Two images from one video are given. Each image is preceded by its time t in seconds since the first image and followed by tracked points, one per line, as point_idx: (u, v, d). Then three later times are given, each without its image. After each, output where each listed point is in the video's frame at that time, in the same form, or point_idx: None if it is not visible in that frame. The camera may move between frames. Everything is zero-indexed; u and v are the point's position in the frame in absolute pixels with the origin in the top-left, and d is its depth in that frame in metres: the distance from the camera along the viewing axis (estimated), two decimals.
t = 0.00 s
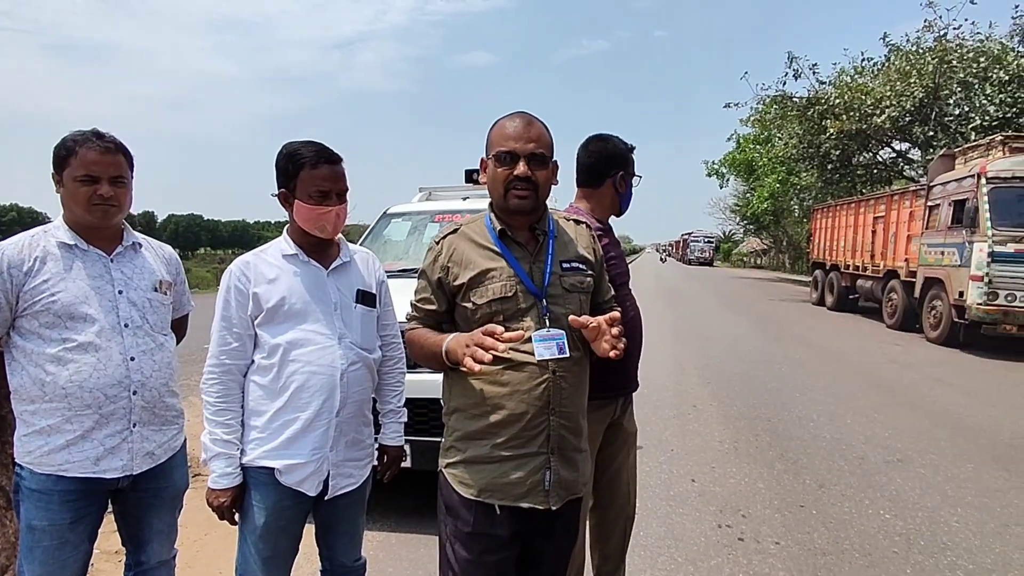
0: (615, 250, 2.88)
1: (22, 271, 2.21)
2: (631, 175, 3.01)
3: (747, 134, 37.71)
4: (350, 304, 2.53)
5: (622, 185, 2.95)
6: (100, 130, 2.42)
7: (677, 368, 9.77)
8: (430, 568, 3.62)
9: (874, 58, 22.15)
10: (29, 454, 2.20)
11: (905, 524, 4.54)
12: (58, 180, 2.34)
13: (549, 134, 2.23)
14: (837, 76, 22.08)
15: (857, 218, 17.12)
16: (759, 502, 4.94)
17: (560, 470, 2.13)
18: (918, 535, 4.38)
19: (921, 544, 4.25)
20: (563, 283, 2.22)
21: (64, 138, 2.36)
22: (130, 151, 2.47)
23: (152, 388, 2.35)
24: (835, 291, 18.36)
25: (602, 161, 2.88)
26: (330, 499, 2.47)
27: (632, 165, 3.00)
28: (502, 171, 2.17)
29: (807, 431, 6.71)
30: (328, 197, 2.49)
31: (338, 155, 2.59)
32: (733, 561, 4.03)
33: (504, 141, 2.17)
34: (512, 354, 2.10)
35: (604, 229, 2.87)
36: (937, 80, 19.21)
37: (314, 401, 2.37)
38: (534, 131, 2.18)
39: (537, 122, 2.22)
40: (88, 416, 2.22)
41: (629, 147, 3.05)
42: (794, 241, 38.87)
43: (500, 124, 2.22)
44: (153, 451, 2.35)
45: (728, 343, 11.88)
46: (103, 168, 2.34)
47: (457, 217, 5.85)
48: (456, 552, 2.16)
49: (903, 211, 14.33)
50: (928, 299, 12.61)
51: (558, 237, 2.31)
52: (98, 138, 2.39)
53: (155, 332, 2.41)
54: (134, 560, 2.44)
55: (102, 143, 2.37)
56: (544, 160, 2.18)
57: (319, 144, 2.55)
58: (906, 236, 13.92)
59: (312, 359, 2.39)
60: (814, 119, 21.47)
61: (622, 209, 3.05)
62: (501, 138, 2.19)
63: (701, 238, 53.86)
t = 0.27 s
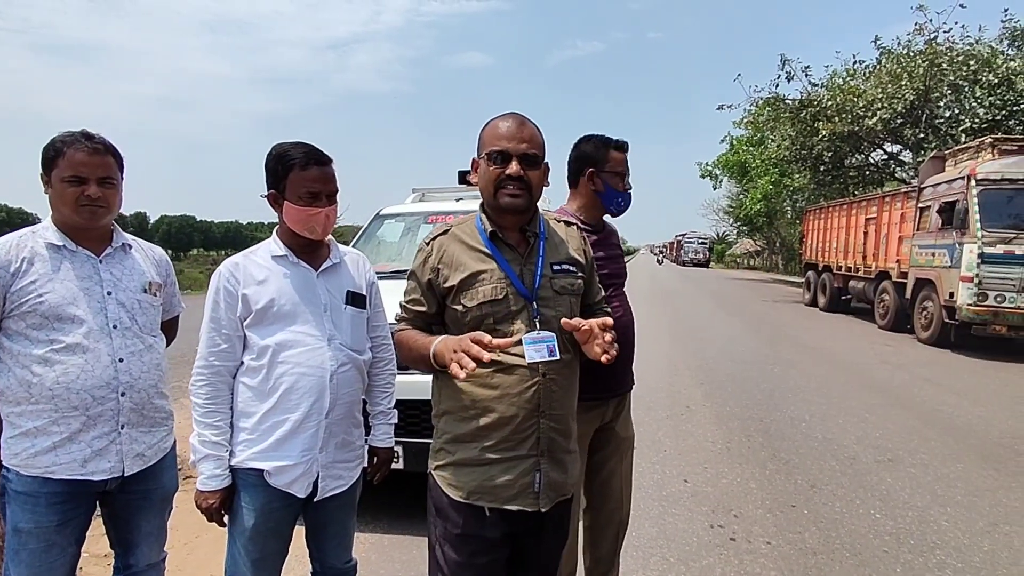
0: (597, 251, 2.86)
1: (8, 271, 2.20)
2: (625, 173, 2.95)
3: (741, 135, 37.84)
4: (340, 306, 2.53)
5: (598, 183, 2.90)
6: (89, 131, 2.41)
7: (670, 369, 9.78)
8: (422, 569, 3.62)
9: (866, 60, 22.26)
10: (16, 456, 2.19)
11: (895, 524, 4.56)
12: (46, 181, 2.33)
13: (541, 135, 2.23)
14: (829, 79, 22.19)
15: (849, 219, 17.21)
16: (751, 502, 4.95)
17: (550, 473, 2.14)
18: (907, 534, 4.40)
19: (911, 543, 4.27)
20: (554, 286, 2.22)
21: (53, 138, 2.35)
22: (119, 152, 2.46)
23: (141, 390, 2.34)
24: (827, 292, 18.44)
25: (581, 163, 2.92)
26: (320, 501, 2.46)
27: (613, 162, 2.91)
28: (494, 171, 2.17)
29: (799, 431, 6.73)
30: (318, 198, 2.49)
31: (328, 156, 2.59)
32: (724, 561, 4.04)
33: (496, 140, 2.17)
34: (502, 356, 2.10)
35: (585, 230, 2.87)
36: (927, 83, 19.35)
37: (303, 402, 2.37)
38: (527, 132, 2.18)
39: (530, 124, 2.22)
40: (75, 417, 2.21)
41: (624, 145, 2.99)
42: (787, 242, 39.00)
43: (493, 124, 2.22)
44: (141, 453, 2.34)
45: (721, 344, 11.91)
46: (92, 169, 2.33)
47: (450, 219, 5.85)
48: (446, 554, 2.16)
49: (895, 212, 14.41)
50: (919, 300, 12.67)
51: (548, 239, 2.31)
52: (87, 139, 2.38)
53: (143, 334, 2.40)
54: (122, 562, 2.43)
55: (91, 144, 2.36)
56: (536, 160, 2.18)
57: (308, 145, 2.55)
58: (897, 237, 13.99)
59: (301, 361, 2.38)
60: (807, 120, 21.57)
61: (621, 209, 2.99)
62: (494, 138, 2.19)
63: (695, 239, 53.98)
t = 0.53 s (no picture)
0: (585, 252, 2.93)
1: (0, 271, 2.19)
2: (617, 171, 2.96)
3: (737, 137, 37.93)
4: (334, 306, 2.52)
5: (585, 183, 2.96)
6: (84, 131, 2.41)
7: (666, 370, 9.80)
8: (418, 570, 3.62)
9: (862, 63, 22.32)
10: (8, 456, 2.18)
11: (890, 524, 4.57)
12: (40, 181, 2.33)
13: (541, 137, 2.23)
14: (826, 80, 22.25)
15: (846, 220, 17.25)
16: (746, 502, 4.96)
17: (546, 474, 2.14)
18: (902, 534, 4.41)
19: (905, 543, 4.28)
20: (549, 286, 2.22)
21: (47, 138, 2.35)
22: (113, 152, 2.45)
23: (134, 390, 2.34)
24: (824, 293, 18.48)
25: (574, 165, 3.00)
26: (313, 501, 2.46)
27: (600, 161, 2.95)
28: (495, 171, 2.16)
29: (795, 432, 6.74)
30: (312, 199, 2.48)
31: (322, 157, 2.59)
32: (719, 561, 4.05)
33: (498, 140, 2.15)
34: (499, 356, 2.09)
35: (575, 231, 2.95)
36: (923, 85, 19.40)
37: (297, 402, 2.37)
38: (527, 133, 2.17)
39: (530, 125, 2.21)
40: (67, 418, 2.21)
41: (619, 143, 3.01)
42: (784, 243, 39.05)
43: (492, 122, 2.21)
44: (134, 453, 2.33)
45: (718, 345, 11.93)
46: (86, 169, 2.33)
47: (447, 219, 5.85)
48: (440, 557, 2.15)
49: (891, 213, 14.45)
50: (915, 301, 12.70)
51: (543, 239, 2.32)
52: (82, 139, 2.38)
53: (137, 334, 2.39)
54: (115, 564, 2.42)
55: (85, 144, 2.36)
56: (536, 162, 2.18)
57: (302, 145, 2.55)
58: (893, 238, 14.02)
59: (295, 361, 2.38)
60: (803, 122, 21.62)
61: (617, 206, 3.00)
62: (494, 137, 2.17)
63: (692, 240, 54.06)
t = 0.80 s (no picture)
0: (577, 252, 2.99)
1: (2, 272, 2.21)
2: (609, 171, 2.97)
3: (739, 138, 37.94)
4: (334, 307, 2.54)
5: (578, 186, 3.00)
6: (85, 133, 2.43)
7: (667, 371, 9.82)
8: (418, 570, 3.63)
9: (863, 64, 22.34)
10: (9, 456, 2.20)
11: (890, 524, 4.58)
12: (41, 183, 2.35)
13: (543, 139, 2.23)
14: (827, 82, 22.27)
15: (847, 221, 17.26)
16: (746, 503, 4.97)
17: (546, 475, 2.15)
18: (902, 535, 4.42)
19: (904, 543, 4.29)
20: (549, 286, 2.24)
21: (49, 140, 2.37)
22: (114, 154, 2.48)
23: (134, 391, 2.35)
24: (825, 295, 18.48)
25: (571, 170, 3.07)
26: (313, 501, 2.47)
27: (591, 163, 2.98)
28: (502, 173, 2.14)
29: (796, 433, 6.75)
30: (311, 200, 2.50)
31: (322, 159, 2.61)
32: (719, 562, 4.06)
33: (505, 143, 2.13)
34: (500, 357, 2.09)
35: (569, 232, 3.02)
36: (924, 86, 19.41)
37: (297, 402, 2.38)
38: (533, 135, 2.16)
39: (534, 127, 2.21)
40: (68, 418, 2.23)
41: (614, 144, 3.02)
42: (785, 244, 39.06)
43: (496, 124, 2.19)
44: (135, 454, 2.35)
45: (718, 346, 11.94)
46: (87, 171, 2.35)
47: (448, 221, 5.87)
48: (440, 560, 2.14)
49: (892, 215, 14.45)
50: (916, 302, 12.70)
51: (540, 240, 2.33)
52: (83, 141, 2.40)
53: (138, 335, 2.41)
54: (117, 563, 2.44)
55: (87, 146, 2.38)
56: (541, 165, 2.18)
57: (302, 147, 2.57)
58: (894, 239, 14.03)
59: (296, 361, 2.40)
60: (804, 123, 21.64)
61: (613, 207, 3.01)
62: (500, 140, 2.15)
63: (693, 241, 54.06)
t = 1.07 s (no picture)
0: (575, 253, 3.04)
1: (6, 274, 2.25)
2: (604, 172, 3.00)
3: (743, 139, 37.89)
4: (333, 307, 2.58)
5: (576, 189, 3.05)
6: (86, 137, 2.47)
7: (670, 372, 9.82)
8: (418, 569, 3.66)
9: (867, 64, 22.31)
10: (13, 456, 2.24)
11: (891, 525, 4.60)
12: (44, 186, 2.39)
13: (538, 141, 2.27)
14: (831, 82, 22.26)
15: (851, 222, 17.24)
16: (747, 503, 4.99)
17: (546, 474, 2.17)
18: (904, 535, 4.43)
19: (905, 544, 4.30)
20: (545, 286, 2.28)
21: (51, 144, 2.41)
22: (116, 157, 2.52)
23: (136, 391, 2.39)
24: (829, 296, 18.46)
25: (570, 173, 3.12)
26: (313, 499, 2.51)
27: (586, 165, 3.02)
28: (503, 174, 2.17)
29: (798, 434, 6.76)
30: (311, 202, 2.54)
31: (321, 162, 2.65)
32: (719, 562, 4.08)
33: (505, 144, 2.17)
34: (499, 356, 2.12)
35: (568, 234, 3.08)
36: (929, 86, 19.38)
37: (297, 401, 2.42)
38: (530, 137, 2.21)
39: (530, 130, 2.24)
40: (71, 418, 2.27)
41: (611, 145, 3.04)
42: (790, 245, 39.00)
43: (492, 126, 2.22)
44: (137, 453, 2.39)
45: (721, 347, 11.96)
46: (89, 174, 2.39)
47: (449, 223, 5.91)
48: (438, 560, 2.17)
49: (896, 215, 14.44)
50: (921, 303, 12.68)
51: (535, 241, 2.37)
52: (84, 144, 2.44)
53: (140, 336, 2.45)
54: (120, 561, 2.48)
55: (88, 150, 2.42)
56: (539, 166, 2.23)
57: (302, 150, 2.61)
58: (898, 240, 14.01)
59: (295, 361, 2.44)
60: (808, 124, 21.64)
61: (610, 207, 3.03)
62: (498, 142, 2.19)
63: (698, 242, 54.00)
